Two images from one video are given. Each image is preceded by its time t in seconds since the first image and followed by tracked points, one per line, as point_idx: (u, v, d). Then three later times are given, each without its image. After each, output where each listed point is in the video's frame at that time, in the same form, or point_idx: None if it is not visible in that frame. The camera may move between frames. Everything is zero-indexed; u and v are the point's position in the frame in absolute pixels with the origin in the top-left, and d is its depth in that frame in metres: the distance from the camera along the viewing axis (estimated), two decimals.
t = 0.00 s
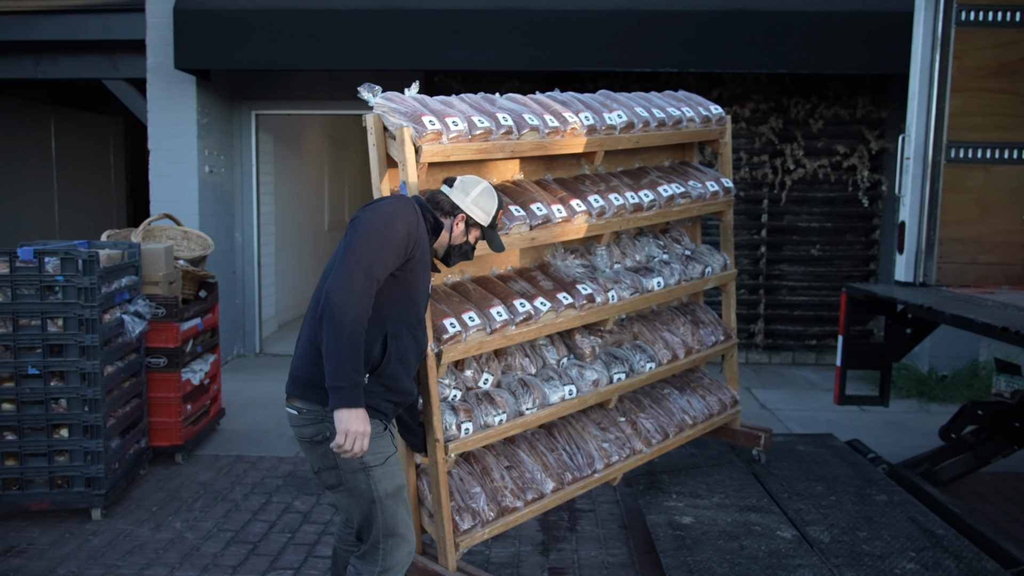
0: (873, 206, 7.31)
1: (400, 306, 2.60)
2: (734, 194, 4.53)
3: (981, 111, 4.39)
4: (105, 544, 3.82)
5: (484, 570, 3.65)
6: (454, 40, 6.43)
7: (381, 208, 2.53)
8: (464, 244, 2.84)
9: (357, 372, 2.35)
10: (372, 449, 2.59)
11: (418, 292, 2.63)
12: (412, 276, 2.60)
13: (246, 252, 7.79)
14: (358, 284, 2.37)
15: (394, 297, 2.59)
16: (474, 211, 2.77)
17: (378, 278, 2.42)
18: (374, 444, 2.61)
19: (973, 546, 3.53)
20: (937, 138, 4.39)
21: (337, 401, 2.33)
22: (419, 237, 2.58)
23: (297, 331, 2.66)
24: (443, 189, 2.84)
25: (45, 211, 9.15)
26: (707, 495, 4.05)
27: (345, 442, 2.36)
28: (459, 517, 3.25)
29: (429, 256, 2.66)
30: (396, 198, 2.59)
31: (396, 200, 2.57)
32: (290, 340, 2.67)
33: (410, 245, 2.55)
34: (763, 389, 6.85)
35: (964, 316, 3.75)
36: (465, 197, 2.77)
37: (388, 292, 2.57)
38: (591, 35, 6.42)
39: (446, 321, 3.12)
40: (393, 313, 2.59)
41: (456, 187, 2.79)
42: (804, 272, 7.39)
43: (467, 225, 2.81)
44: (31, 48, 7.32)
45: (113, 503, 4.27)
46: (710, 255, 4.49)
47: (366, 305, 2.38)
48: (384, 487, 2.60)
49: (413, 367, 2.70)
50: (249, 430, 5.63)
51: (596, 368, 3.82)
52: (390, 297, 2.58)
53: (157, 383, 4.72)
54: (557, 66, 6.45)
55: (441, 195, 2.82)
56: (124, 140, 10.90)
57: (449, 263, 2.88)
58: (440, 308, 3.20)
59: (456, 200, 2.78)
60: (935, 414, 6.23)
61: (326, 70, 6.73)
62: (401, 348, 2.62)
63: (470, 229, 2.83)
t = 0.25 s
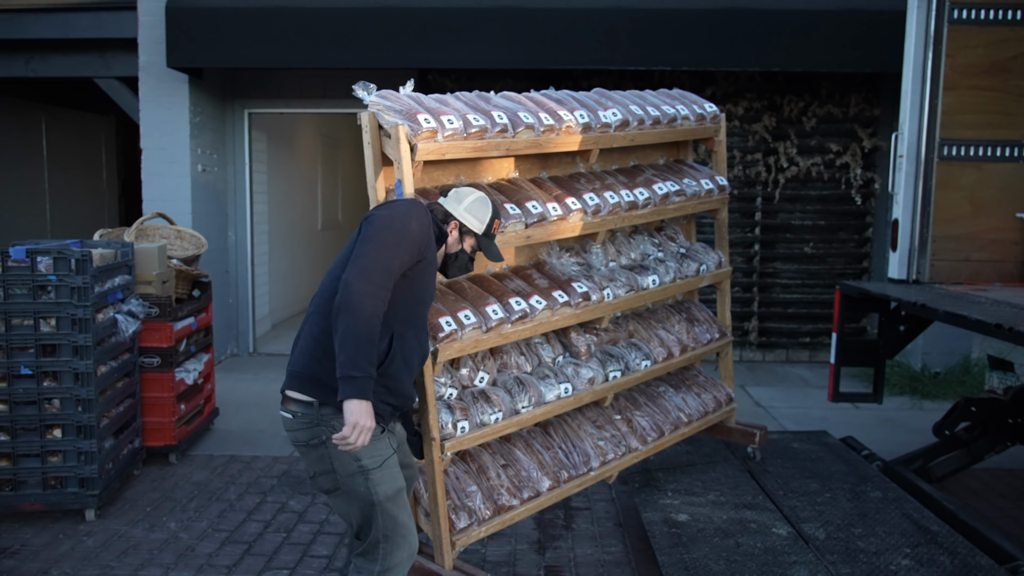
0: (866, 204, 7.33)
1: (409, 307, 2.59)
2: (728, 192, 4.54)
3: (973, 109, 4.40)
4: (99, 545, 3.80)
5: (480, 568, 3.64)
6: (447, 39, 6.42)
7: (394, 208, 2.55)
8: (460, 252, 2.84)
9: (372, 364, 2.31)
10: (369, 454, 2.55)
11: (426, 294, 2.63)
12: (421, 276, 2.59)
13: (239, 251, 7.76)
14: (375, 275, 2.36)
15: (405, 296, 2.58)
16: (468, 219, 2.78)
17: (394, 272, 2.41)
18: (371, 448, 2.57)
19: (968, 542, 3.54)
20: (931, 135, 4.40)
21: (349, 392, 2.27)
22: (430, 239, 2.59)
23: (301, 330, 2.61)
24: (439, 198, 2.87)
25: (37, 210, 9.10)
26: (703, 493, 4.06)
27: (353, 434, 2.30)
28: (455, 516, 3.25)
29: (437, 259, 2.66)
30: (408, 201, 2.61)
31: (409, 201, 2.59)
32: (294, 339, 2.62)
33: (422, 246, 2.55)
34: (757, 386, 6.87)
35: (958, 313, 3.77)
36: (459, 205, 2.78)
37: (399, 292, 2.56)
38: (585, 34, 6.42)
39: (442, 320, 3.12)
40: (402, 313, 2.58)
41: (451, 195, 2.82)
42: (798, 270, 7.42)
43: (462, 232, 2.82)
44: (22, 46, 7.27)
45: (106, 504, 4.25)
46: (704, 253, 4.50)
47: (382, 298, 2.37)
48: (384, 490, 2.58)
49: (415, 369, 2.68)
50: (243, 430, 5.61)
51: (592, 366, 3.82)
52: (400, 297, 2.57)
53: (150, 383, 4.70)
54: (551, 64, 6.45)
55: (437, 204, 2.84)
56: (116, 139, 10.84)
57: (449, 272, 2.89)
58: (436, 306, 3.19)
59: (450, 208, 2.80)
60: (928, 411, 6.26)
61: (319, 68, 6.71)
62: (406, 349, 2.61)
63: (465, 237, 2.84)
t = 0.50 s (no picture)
0: (863, 202, 7.34)
1: (423, 321, 2.61)
2: (726, 191, 4.53)
3: (970, 108, 4.41)
4: (97, 543, 3.79)
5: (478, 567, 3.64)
6: (445, 37, 6.41)
7: (398, 228, 2.50)
8: (459, 241, 2.83)
9: (407, 395, 2.36)
10: (387, 452, 2.58)
11: (437, 304, 2.65)
12: (433, 289, 2.61)
13: (235, 249, 7.74)
14: (390, 303, 2.36)
15: (419, 313, 2.59)
16: (463, 209, 2.76)
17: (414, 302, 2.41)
18: (389, 447, 2.59)
19: (965, 539, 3.55)
20: (928, 134, 4.41)
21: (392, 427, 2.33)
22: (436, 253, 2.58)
23: (313, 345, 2.63)
24: (432, 189, 2.83)
25: (33, 208, 9.08)
26: (700, 491, 4.07)
27: (410, 464, 2.39)
28: (453, 514, 3.25)
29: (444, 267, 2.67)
30: (410, 216, 2.57)
31: (412, 219, 2.55)
32: (309, 355, 2.64)
33: (431, 263, 2.55)
34: (754, 384, 6.88)
35: (954, 311, 3.77)
36: (453, 195, 2.75)
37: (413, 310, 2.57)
38: (582, 32, 6.42)
39: (440, 318, 3.11)
40: (417, 329, 2.60)
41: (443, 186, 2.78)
42: (795, 268, 7.42)
43: (459, 222, 2.80)
44: (18, 44, 7.25)
45: (103, 502, 4.25)
46: (702, 251, 4.50)
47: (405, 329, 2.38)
48: (405, 489, 2.58)
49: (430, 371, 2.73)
50: (240, 428, 5.60)
51: (590, 364, 3.82)
52: (415, 313, 2.58)
53: (147, 381, 4.70)
54: (549, 62, 6.44)
55: (430, 196, 2.80)
56: (112, 136, 10.81)
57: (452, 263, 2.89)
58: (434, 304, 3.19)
59: (444, 199, 2.76)
60: (925, 409, 6.27)
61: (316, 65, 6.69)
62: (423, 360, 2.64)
63: (462, 227, 2.81)
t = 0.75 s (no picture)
0: (861, 201, 7.35)
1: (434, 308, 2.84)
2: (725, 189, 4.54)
3: (967, 107, 4.41)
4: (94, 542, 3.79)
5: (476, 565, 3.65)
6: (443, 36, 6.41)
7: (428, 237, 2.61)
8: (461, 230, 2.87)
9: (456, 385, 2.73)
10: (393, 440, 2.70)
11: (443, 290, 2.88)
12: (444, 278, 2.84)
13: (233, 248, 7.73)
14: (444, 322, 2.57)
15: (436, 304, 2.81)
16: (461, 197, 2.79)
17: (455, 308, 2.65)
18: (395, 436, 2.72)
19: (961, 538, 3.56)
20: (925, 133, 4.41)
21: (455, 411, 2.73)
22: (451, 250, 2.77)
23: (325, 342, 2.69)
24: (430, 181, 2.87)
25: (30, 207, 9.07)
26: (698, 490, 4.07)
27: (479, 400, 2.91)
28: (455, 509, 3.25)
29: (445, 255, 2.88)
30: (432, 222, 2.66)
31: (436, 226, 2.65)
32: (321, 350, 2.70)
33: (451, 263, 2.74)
34: (752, 383, 6.89)
35: (951, 310, 3.77)
36: (449, 185, 2.78)
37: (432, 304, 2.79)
38: (580, 31, 6.42)
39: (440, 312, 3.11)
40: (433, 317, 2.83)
41: (440, 177, 2.82)
42: (792, 267, 7.43)
43: (459, 211, 2.83)
44: (16, 42, 7.24)
45: (101, 501, 4.24)
46: (701, 249, 4.50)
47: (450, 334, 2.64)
48: (408, 475, 2.71)
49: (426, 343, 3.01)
50: (238, 427, 5.60)
51: (590, 360, 3.83)
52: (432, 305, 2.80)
53: (144, 380, 4.69)
54: (547, 61, 6.44)
55: (429, 188, 2.85)
56: (110, 135, 10.80)
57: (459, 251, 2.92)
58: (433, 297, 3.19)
59: (441, 191, 2.80)
60: (922, 408, 6.28)
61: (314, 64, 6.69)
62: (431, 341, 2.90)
63: (463, 215, 2.85)
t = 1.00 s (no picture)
0: (858, 200, 7.35)
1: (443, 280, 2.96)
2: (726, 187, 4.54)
3: (964, 105, 4.42)
4: (92, 542, 3.79)
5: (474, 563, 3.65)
6: (440, 35, 6.41)
7: (451, 223, 2.71)
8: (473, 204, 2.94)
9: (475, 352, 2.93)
10: (410, 423, 2.77)
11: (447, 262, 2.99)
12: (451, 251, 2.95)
13: (231, 247, 7.72)
14: (472, 309, 2.76)
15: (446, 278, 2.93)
16: (473, 172, 2.85)
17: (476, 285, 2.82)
18: (411, 419, 2.79)
19: (958, 535, 3.56)
20: (922, 131, 4.41)
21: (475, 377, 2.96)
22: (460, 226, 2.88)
23: (345, 328, 2.73)
24: (437, 157, 2.91)
25: (27, 207, 9.05)
26: (696, 488, 4.07)
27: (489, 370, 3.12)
28: (466, 487, 3.29)
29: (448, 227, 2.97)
30: (450, 206, 2.74)
31: (455, 210, 2.74)
32: (340, 338, 2.73)
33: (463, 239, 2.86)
34: (750, 382, 6.89)
35: (948, 308, 3.78)
36: (459, 160, 2.84)
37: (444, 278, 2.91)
38: (577, 30, 6.41)
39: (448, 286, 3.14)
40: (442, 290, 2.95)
41: (448, 153, 2.86)
42: (790, 266, 7.44)
43: (470, 186, 2.90)
44: (12, 42, 7.23)
45: (99, 502, 4.24)
46: (702, 245, 4.50)
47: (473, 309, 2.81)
48: (424, 458, 2.78)
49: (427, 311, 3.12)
50: (236, 427, 5.60)
51: (595, 346, 3.85)
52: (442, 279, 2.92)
53: (142, 380, 4.68)
54: (544, 60, 6.44)
55: (437, 164, 2.89)
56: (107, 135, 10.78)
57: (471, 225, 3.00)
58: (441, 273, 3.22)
59: (452, 167, 2.85)
60: (920, 406, 6.29)
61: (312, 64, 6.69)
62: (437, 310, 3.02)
63: (474, 189, 2.92)
